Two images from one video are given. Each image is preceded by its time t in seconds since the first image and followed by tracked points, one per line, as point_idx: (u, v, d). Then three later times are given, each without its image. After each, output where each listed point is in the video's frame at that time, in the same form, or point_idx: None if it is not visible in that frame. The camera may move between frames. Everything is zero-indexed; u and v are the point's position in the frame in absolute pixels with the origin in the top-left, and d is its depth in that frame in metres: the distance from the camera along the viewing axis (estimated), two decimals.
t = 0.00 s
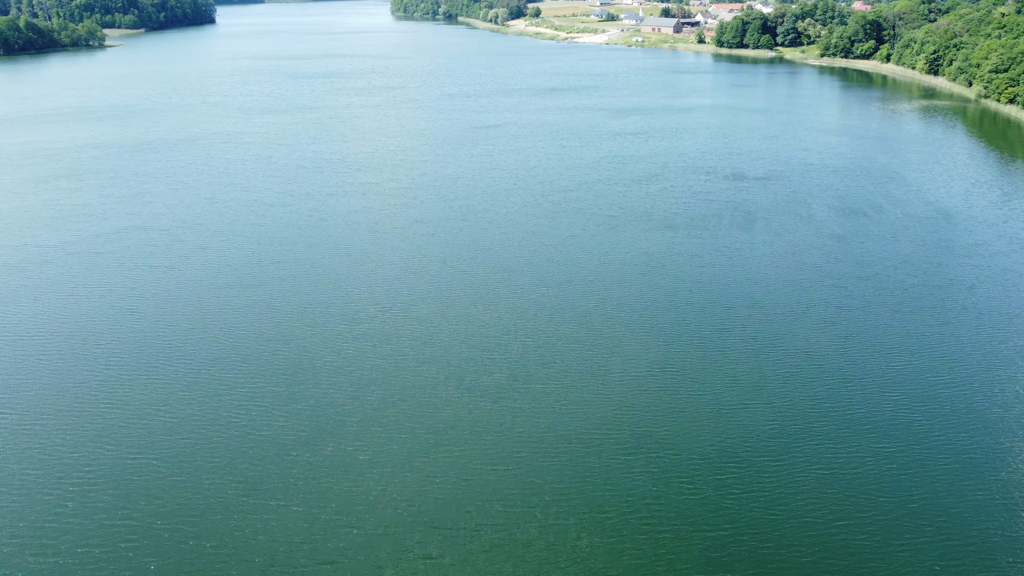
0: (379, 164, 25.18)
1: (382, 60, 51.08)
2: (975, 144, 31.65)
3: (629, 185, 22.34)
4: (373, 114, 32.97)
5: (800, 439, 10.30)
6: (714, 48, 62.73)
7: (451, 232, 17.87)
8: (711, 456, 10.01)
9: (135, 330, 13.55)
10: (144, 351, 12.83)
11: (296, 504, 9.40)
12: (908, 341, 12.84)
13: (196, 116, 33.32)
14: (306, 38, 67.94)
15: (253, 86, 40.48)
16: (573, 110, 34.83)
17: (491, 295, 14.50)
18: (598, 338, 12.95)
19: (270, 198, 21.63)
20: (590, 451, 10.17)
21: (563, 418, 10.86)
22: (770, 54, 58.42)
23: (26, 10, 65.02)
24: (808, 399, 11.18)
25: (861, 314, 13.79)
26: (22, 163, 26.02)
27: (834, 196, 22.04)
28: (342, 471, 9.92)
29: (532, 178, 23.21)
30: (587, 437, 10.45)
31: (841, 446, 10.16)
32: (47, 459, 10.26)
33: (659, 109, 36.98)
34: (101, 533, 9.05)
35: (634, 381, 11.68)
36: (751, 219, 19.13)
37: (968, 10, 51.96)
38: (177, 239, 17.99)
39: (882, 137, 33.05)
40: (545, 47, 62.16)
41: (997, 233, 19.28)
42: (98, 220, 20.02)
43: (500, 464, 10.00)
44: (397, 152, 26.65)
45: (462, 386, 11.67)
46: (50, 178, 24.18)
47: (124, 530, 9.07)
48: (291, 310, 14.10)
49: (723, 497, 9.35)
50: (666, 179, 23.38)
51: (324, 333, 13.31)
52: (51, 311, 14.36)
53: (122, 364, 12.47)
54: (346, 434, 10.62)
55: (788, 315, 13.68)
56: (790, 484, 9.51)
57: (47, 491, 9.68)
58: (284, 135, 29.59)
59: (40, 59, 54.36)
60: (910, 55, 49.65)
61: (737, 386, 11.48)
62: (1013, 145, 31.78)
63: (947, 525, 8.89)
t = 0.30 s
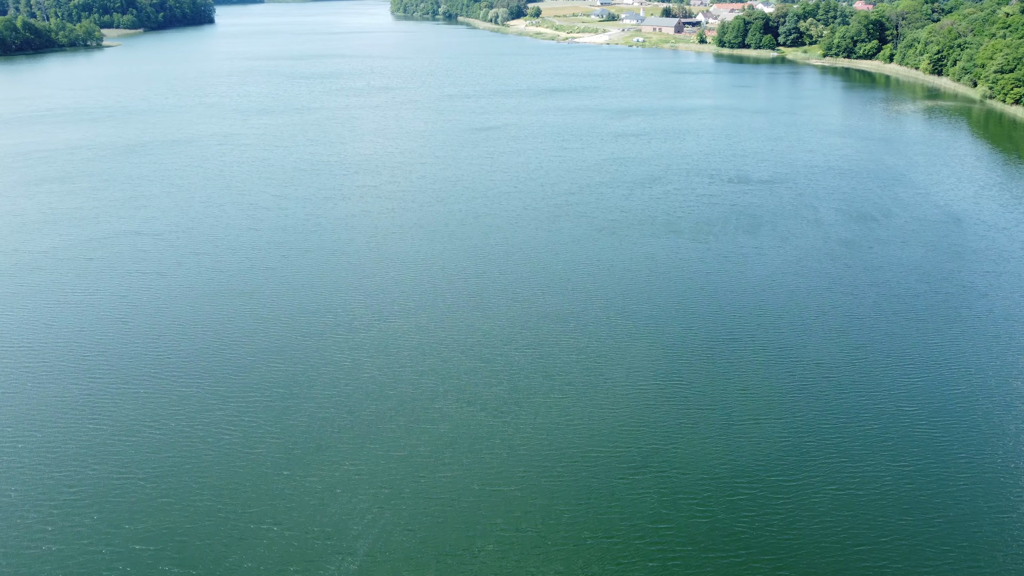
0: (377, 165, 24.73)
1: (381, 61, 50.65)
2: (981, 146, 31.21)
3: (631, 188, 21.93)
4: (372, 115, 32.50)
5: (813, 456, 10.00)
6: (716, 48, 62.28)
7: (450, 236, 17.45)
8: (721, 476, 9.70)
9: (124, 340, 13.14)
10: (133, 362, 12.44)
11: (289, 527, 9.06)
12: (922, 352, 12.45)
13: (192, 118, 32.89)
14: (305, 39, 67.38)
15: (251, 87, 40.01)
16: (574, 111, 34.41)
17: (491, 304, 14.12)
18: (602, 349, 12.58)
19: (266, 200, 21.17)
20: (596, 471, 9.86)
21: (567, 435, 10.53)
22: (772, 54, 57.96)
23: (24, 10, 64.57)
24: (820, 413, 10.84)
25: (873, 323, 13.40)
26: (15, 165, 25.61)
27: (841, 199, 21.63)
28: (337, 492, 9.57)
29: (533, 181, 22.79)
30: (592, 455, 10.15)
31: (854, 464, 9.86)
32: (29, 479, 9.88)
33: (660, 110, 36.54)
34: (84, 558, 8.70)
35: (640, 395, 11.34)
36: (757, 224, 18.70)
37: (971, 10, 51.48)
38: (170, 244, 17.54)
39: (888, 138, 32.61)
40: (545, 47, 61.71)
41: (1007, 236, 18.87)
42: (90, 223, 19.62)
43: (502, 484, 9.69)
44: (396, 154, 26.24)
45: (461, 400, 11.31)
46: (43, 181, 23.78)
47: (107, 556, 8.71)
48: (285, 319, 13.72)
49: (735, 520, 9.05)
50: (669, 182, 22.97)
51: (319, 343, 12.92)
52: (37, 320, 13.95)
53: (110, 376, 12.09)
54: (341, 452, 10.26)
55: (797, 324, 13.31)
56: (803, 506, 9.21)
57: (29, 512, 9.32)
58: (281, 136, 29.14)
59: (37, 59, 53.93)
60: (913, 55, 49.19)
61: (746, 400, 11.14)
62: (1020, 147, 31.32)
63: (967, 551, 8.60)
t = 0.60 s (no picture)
0: (376, 167, 24.34)
1: (380, 61, 50.24)
2: (988, 147, 30.78)
3: (635, 191, 21.56)
4: (371, 116, 32.10)
5: (827, 475, 9.70)
6: (718, 48, 61.86)
7: (450, 241, 17.06)
8: (734, 495, 9.41)
9: (114, 351, 12.80)
10: (122, 374, 12.10)
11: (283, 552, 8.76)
12: (935, 363, 12.10)
13: (190, 119, 32.51)
14: (305, 39, 66.95)
15: (249, 88, 39.60)
16: (576, 112, 34.01)
17: (492, 313, 13.76)
18: (606, 361, 12.24)
19: (263, 203, 20.80)
20: (603, 491, 9.56)
21: (572, 452, 10.23)
22: (774, 54, 57.53)
23: (22, 10, 64.17)
24: (832, 428, 10.53)
25: (884, 333, 13.04)
26: (8, 167, 25.25)
27: (848, 203, 21.24)
28: (333, 514, 9.26)
29: (534, 184, 22.41)
30: (597, 474, 9.86)
31: (868, 483, 9.56)
32: (13, 498, 9.56)
33: (663, 111, 36.13)
34: None
35: (646, 410, 11.02)
36: (763, 229, 18.33)
37: (976, 9, 51.02)
38: (163, 248, 17.17)
39: (894, 140, 32.19)
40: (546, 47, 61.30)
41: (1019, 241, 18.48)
42: (83, 226, 19.25)
43: (506, 506, 9.39)
44: (395, 156, 25.86)
45: (462, 414, 10.98)
46: (36, 183, 23.42)
47: None
48: (280, 328, 13.37)
49: (748, 543, 8.77)
50: (672, 185, 22.59)
51: (314, 354, 12.58)
52: (25, 330, 13.59)
53: (98, 388, 11.75)
54: (338, 470, 9.94)
55: (806, 334, 12.96)
56: (818, 529, 8.92)
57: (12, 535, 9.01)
58: (279, 138, 28.77)
59: (35, 59, 53.56)
60: (917, 55, 48.75)
61: (757, 415, 10.82)
62: None
63: None
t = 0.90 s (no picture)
0: (376, 170, 23.97)
1: (380, 61, 49.82)
2: (994, 149, 30.40)
3: (637, 194, 21.20)
4: (371, 117, 31.72)
5: (843, 494, 9.36)
6: (719, 49, 61.44)
7: (450, 246, 16.69)
8: (747, 516, 9.07)
9: (104, 362, 12.44)
10: (113, 386, 11.74)
11: None
12: (950, 373, 11.77)
13: (187, 120, 32.12)
14: (304, 40, 66.52)
15: (247, 88, 39.19)
16: (577, 114, 33.63)
17: (493, 323, 13.41)
18: (611, 373, 11.90)
19: (260, 206, 20.41)
20: (610, 511, 9.24)
21: (578, 469, 9.90)
22: (776, 54, 57.14)
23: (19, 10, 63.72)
24: (847, 443, 10.19)
25: (897, 343, 12.67)
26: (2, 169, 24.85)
27: (855, 206, 20.85)
28: (329, 536, 8.93)
29: (535, 186, 22.03)
30: (604, 493, 9.50)
31: (886, 504, 9.21)
32: None
33: (665, 112, 35.76)
34: None
35: (654, 425, 10.67)
36: (770, 233, 17.94)
37: (979, 10, 50.63)
38: (157, 253, 16.78)
39: (899, 141, 31.82)
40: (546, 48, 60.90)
41: None
42: (75, 229, 18.87)
43: (510, 526, 9.06)
44: (395, 158, 25.49)
45: (463, 429, 10.63)
46: (30, 185, 23.04)
47: None
48: (276, 338, 13.03)
49: (762, 569, 8.45)
50: (675, 188, 22.23)
51: (311, 365, 12.24)
52: (13, 339, 13.21)
53: (87, 400, 11.40)
54: (335, 489, 9.61)
55: (818, 344, 12.60)
56: (835, 555, 8.59)
57: None
58: (277, 139, 28.37)
59: (32, 59, 53.13)
60: (920, 56, 48.38)
61: (768, 429, 10.48)
62: None
63: None
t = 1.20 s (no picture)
0: (375, 172, 23.62)
1: (379, 62, 49.42)
2: (1000, 150, 30.02)
3: (641, 198, 20.83)
4: (369, 119, 31.34)
5: (860, 515, 9.00)
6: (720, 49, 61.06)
7: (450, 252, 16.32)
8: (761, 540, 8.72)
9: (93, 374, 12.06)
10: (101, 398, 11.39)
11: None
12: (965, 385, 11.42)
13: (183, 122, 31.73)
14: (303, 40, 66.11)
15: (245, 90, 38.81)
16: (578, 115, 33.27)
17: (493, 333, 13.06)
18: (616, 386, 11.55)
19: (257, 209, 20.02)
20: (618, 533, 8.89)
21: (583, 487, 9.55)
22: (778, 54, 56.77)
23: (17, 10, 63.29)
24: (863, 460, 9.83)
25: (911, 355, 12.30)
26: None
27: (862, 211, 20.47)
28: (325, 560, 8.58)
29: (536, 189, 21.67)
30: (612, 514, 9.14)
31: (905, 526, 8.85)
32: None
33: (667, 113, 35.39)
34: None
35: (661, 440, 10.32)
36: (776, 239, 17.58)
37: (983, 10, 50.24)
38: (150, 259, 16.41)
39: (904, 143, 31.45)
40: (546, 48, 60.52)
41: None
42: (67, 233, 18.48)
43: (513, 550, 8.71)
44: (394, 160, 25.12)
45: (464, 446, 10.26)
46: (23, 188, 22.66)
47: None
48: (271, 349, 12.67)
49: None
50: (678, 191, 21.86)
51: (306, 377, 11.89)
52: None
53: (75, 414, 11.04)
54: (331, 509, 9.26)
55: (828, 355, 12.25)
56: None
57: None
58: (275, 141, 28.00)
59: (30, 60, 52.74)
60: (923, 56, 48.00)
61: (781, 445, 10.13)
62: None
63: None
